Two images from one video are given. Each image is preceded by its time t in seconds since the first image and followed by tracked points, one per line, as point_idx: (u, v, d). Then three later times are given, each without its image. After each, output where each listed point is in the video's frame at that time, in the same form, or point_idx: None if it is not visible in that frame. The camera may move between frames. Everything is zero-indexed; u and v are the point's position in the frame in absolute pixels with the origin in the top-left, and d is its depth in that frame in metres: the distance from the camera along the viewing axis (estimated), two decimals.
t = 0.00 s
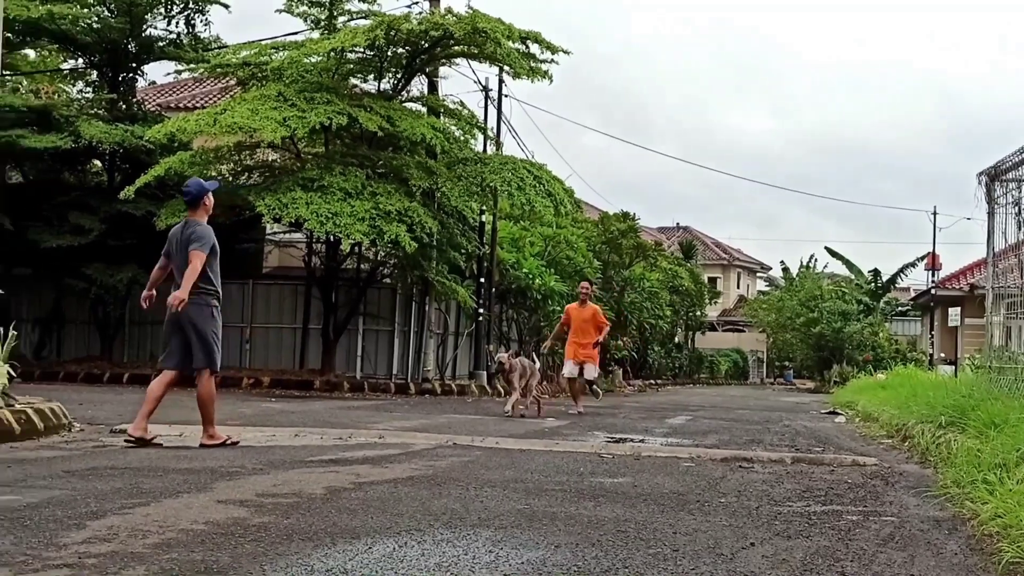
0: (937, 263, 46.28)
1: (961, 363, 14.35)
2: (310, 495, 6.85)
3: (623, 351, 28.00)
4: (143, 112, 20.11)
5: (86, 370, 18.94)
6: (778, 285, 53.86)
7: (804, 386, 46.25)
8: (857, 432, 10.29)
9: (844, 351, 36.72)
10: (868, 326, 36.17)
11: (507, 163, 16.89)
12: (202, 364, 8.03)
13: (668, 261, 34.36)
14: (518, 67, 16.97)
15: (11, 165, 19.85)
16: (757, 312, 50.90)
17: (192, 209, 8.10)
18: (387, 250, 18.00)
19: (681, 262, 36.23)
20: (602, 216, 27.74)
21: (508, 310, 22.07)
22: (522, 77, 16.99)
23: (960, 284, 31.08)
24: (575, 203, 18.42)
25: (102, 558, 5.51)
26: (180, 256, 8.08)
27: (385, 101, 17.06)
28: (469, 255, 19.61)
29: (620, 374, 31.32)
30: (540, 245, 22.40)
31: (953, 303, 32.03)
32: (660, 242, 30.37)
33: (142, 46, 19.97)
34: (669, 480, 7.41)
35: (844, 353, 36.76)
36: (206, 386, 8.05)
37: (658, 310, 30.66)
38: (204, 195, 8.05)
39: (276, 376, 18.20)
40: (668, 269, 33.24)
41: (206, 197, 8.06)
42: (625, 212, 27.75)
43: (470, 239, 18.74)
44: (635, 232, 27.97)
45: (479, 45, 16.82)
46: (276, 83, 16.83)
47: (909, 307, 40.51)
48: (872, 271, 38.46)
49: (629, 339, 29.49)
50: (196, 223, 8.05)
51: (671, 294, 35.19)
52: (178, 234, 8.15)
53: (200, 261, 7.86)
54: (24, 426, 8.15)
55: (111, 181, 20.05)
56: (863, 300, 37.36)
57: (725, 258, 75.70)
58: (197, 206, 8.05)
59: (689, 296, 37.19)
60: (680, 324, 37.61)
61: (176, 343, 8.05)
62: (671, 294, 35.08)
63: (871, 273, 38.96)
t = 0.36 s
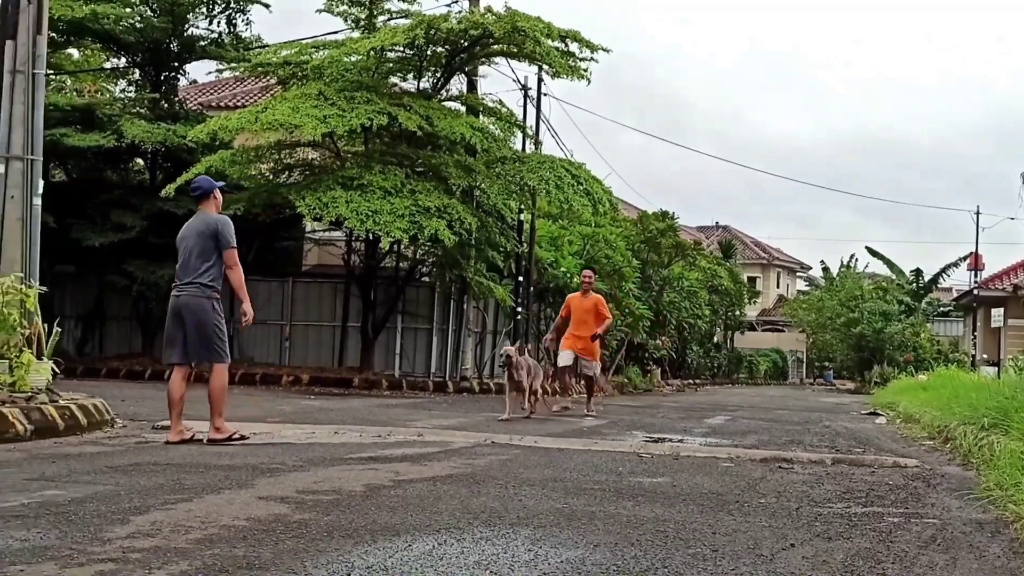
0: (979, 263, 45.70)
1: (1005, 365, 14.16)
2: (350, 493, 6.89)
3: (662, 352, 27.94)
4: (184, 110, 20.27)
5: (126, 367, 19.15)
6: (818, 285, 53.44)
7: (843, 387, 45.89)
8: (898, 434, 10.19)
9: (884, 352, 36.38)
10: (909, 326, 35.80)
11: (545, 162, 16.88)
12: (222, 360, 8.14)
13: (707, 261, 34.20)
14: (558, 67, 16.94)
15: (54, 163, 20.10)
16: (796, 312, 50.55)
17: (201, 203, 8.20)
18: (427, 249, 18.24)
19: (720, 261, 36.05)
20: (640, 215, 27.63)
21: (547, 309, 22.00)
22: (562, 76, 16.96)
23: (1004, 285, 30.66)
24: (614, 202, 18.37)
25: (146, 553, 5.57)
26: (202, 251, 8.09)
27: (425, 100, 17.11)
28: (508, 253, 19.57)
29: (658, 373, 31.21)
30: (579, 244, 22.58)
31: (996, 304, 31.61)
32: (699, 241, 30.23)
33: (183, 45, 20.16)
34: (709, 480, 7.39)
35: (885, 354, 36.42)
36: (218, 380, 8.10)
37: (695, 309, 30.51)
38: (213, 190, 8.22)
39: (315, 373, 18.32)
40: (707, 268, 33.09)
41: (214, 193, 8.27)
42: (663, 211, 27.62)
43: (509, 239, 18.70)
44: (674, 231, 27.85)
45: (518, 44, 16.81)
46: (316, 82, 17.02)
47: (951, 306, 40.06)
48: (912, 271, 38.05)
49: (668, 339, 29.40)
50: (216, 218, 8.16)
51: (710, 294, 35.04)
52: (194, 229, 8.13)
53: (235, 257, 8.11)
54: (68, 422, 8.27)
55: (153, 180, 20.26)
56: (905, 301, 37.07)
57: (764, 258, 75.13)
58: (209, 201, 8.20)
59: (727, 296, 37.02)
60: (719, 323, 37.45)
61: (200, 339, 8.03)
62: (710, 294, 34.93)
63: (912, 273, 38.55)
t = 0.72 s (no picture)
0: (999, 262, 45.44)
1: None
2: (367, 493, 6.90)
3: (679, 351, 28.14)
4: (202, 111, 20.39)
5: (145, 367, 19.24)
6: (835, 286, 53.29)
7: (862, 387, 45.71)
8: (916, 435, 10.14)
9: (903, 352, 36.21)
10: (927, 326, 35.62)
11: (562, 163, 16.87)
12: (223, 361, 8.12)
13: (725, 260, 34.12)
14: (574, 67, 16.96)
15: (73, 165, 20.22)
16: (815, 312, 50.41)
17: (204, 199, 8.18)
18: (444, 250, 18.34)
19: (737, 262, 35.97)
20: (657, 215, 27.58)
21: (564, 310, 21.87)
22: (578, 77, 16.96)
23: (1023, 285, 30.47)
24: (630, 202, 18.36)
25: (165, 552, 5.59)
26: (210, 250, 8.07)
27: (441, 101, 17.19)
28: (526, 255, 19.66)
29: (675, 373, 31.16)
30: (595, 245, 22.12)
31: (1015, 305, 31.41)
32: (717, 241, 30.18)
33: (202, 46, 20.27)
34: (726, 481, 7.37)
35: (904, 355, 36.24)
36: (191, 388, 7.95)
37: (712, 310, 30.47)
38: (216, 186, 8.23)
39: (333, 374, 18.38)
40: (724, 268, 33.02)
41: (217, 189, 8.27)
42: (680, 212, 27.58)
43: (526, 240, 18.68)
44: (691, 231, 27.80)
45: (535, 45, 16.81)
46: (333, 84, 17.05)
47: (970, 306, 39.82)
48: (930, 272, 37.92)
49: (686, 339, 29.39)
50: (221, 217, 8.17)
51: (727, 294, 34.97)
52: (200, 228, 8.11)
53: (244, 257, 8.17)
54: (86, 422, 8.32)
55: (171, 181, 20.34)
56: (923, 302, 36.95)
57: (781, 259, 74.90)
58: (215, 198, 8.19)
59: (745, 296, 36.92)
60: (736, 324, 37.36)
61: (200, 340, 7.97)
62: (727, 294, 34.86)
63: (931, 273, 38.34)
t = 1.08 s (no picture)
0: (1016, 263, 45.24)
1: None
2: (385, 490, 6.91)
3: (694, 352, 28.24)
4: (217, 113, 20.51)
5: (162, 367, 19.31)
6: (850, 287, 53.14)
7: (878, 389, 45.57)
8: (934, 433, 10.10)
9: (919, 353, 36.11)
10: (944, 327, 35.51)
11: (579, 163, 16.91)
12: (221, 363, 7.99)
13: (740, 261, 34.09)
14: (589, 66, 17.00)
15: (91, 166, 20.32)
16: (831, 313, 50.30)
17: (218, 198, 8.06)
18: (460, 250, 18.45)
19: (752, 262, 35.93)
20: (672, 216, 27.56)
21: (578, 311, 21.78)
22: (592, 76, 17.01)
23: None
24: (646, 204, 18.39)
25: (184, 549, 5.59)
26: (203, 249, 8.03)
27: (456, 100, 17.25)
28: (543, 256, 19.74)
29: (691, 375, 31.14)
30: (610, 245, 22.19)
31: None
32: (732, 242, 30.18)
33: (218, 47, 20.39)
34: (744, 479, 7.35)
35: (920, 355, 36.14)
36: (193, 386, 7.87)
37: (728, 311, 30.42)
38: (232, 183, 8.07)
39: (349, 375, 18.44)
40: (739, 268, 32.99)
41: (234, 186, 8.08)
42: (696, 212, 27.55)
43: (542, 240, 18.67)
44: (707, 232, 27.78)
45: (550, 46, 16.86)
46: (349, 84, 17.16)
47: (986, 307, 39.66)
48: (946, 272, 37.75)
49: (700, 340, 29.42)
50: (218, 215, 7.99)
51: (742, 295, 34.93)
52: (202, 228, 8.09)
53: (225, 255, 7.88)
54: (104, 421, 8.39)
55: (187, 183, 20.44)
56: (939, 302, 36.95)
57: (797, 259, 74.65)
58: (228, 196, 8.03)
59: (760, 297, 36.87)
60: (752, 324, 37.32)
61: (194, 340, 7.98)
62: (742, 295, 34.81)
63: (948, 272, 38.21)
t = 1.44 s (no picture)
0: (1021, 263, 45.18)
1: None
2: (391, 490, 6.91)
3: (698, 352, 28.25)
4: (222, 112, 20.50)
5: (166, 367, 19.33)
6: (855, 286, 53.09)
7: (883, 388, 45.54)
8: (940, 434, 10.11)
9: (924, 353, 36.09)
10: (949, 326, 35.48)
11: (584, 163, 16.88)
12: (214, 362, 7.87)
13: (745, 261, 34.07)
14: (594, 66, 17.02)
15: (95, 166, 20.30)
16: (835, 312, 50.28)
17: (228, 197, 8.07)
18: (465, 249, 18.46)
19: (757, 262, 35.91)
20: (677, 216, 27.55)
21: (583, 310, 21.76)
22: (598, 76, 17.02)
23: None
24: (651, 202, 18.38)
25: (191, 549, 5.59)
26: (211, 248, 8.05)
27: (461, 100, 17.20)
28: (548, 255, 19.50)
29: (695, 374, 31.14)
30: (616, 244, 22.17)
31: None
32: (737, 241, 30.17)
33: (222, 47, 20.39)
34: (750, 479, 7.35)
35: (925, 355, 36.12)
36: (195, 387, 7.87)
37: (732, 310, 30.39)
38: (242, 183, 8.03)
39: (353, 374, 18.45)
40: (744, 268, 32.98)
41: (243, 186, 8.02)
42: (700, 211, 27.54)
43: (546, 240, 18.63)
44: (711, 231, 27.77)
45: (555, 45, 16.88)
46: (354, 84, 17.14)
47: (992, 306, 39.61)
48: (951, 271, 37.73)
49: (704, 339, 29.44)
50: (221, 211, 7.94)
51: (747, 295, 34.94)
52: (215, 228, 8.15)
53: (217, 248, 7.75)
54: (110, 421, 8.41)
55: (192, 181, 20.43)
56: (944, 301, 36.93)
57: (801, 258, 74.60)
58: (235, 194, 7.98)
59: (765, 296, 36.85)
60: (756, 323, 37.30)
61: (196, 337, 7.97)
62: (747, 295, 34.81)
63: (953, 272, 38.17)
